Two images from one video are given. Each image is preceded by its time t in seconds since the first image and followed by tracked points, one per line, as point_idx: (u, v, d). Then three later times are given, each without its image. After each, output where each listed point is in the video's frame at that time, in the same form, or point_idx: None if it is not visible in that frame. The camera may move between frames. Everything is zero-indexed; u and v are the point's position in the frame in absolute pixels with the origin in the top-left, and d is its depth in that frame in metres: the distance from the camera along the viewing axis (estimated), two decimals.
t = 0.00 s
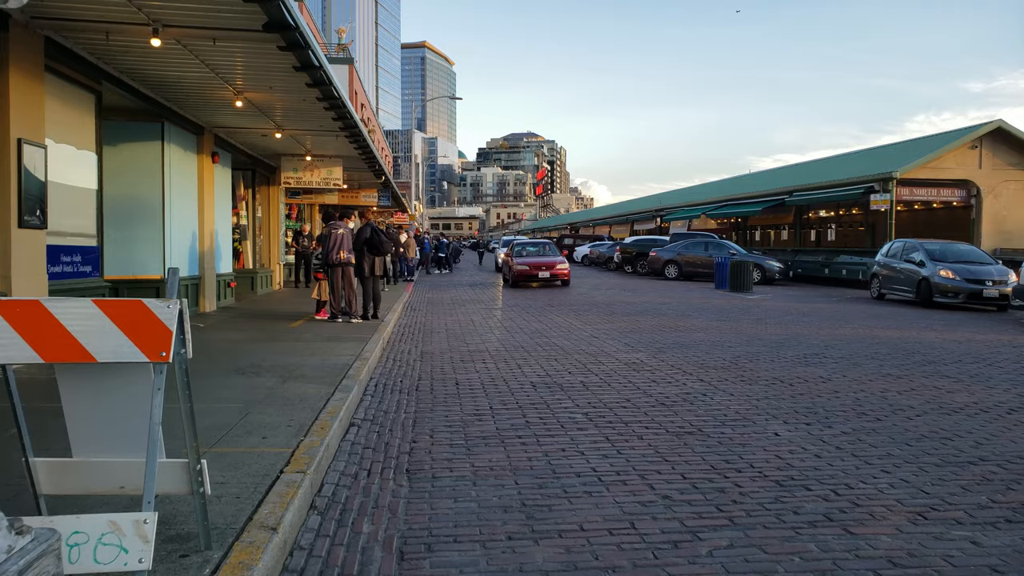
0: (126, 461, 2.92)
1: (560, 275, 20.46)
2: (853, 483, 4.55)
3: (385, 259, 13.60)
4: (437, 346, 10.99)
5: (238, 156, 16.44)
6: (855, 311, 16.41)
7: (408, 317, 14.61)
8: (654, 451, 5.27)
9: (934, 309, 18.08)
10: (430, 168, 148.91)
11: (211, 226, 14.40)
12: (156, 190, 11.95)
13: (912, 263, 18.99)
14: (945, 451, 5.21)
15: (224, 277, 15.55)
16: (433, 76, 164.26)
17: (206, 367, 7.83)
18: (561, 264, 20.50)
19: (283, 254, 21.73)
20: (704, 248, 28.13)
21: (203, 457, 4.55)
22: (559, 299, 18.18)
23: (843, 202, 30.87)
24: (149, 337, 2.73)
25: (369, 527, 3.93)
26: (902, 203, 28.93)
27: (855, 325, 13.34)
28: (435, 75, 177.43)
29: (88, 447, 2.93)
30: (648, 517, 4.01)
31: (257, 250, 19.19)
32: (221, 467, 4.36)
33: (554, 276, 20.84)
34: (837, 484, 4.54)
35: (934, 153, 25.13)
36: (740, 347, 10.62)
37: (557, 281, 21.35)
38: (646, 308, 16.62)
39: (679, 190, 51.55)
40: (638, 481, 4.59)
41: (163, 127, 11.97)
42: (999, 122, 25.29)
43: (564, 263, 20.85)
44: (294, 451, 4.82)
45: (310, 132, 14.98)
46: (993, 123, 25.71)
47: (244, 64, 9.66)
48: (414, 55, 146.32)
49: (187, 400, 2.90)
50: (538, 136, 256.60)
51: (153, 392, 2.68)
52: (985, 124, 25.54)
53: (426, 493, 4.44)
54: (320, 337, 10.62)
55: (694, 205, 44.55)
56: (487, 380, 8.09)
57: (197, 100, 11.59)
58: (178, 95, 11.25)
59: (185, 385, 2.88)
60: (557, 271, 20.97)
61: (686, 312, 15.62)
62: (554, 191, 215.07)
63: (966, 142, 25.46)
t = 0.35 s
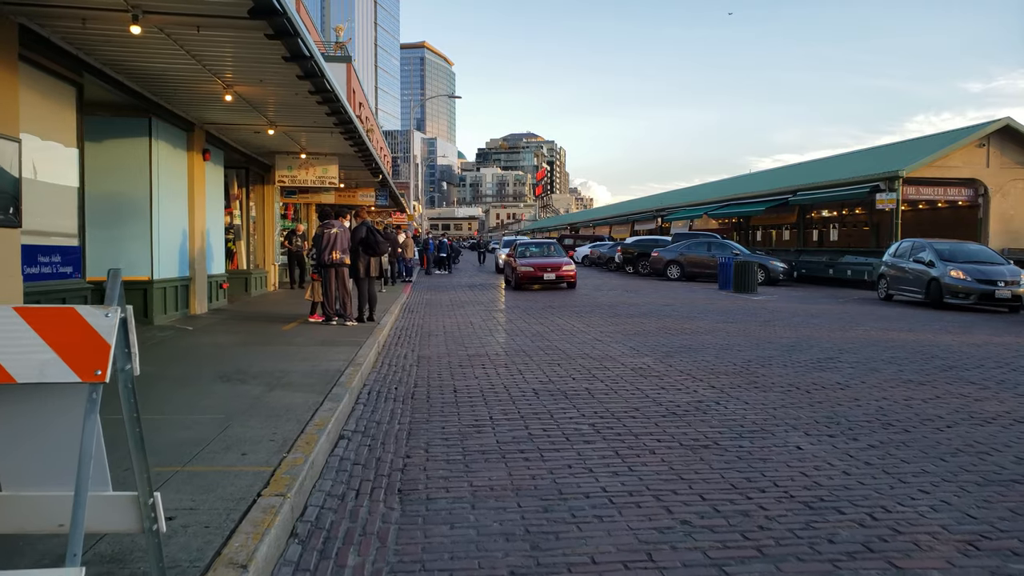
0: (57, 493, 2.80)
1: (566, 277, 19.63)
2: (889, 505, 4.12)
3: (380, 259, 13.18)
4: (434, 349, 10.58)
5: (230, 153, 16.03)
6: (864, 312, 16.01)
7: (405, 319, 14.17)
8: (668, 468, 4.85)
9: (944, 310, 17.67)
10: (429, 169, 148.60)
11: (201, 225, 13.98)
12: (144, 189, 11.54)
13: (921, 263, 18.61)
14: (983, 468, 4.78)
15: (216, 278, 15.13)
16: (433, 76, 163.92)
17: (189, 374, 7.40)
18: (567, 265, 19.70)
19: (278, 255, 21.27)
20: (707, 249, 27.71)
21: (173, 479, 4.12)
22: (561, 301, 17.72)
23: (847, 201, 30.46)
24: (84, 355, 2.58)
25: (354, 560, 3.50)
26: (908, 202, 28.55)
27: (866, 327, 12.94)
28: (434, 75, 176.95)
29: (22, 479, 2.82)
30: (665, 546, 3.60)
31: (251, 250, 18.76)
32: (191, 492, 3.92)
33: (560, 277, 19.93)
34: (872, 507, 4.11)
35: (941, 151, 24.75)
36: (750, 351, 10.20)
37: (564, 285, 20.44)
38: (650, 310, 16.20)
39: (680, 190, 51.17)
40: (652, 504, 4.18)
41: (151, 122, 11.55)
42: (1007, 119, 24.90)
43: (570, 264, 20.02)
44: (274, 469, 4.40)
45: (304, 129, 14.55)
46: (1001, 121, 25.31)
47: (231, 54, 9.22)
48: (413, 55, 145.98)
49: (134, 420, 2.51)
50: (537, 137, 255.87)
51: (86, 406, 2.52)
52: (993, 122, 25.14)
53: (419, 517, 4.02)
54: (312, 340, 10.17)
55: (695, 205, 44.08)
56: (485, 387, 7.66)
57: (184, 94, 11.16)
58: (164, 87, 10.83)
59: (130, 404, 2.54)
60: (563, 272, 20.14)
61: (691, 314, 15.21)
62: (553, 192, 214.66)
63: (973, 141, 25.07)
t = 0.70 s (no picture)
0: None
1: (574, 280, 18.93)
2: (935, 538, 3.72)
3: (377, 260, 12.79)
4: (434, 354, 10.20)
5: (224, 151, 15.66)
6: (874, 316, 15.63)
7: (402, 323, 13.76)
8: (687, 492, 4.46)
9: (955, 313, 17.28)
10: (429, 169, 148.17)
11: (194, 225, 13.61)
12: (133, 189, 11.17)
13: (931, 265, 18.23)
14: None
15: (210, 279, 14.73)
16: (433, 75, 163.55)
17: (174, 383, 7.02)
18: (575, 267, 19.04)
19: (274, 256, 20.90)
20: (710, 250, 27.34)
21: (142, 507, 3.73)
22: (564, 303, 17.28)
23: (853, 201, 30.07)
24: None
25: None
26: (914, 203, 28.19)
27: (878, 331, 12.59)
28: (434, 74, 176.44)
29: None
30: None
31: (247, 250, 18.38)
32: (161, 525, 3.53)
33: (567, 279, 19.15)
34: (917, 540, 3.71)
35: (949, 150, 24.41)
36: (762, 357, 9.83)
37: (571, 286, 19.72)
38: (654, 312, 15.83)
39: (681, 190, 50.81)
40: (674, 536, 3.79)
41: (140, 120, 11.18)
42: (1015, 119, 24.56)
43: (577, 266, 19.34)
44: (258, 494, 4.02)
45: (299, 126, 14.18)
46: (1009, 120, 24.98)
47: (221, 46, 8.85)
48: (413, 55, 145.65)
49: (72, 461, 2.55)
50: (537, 137, 255.50)
51: (5, 453, 2.43)
52: (1001, 121, 24.80)
53: (417, 551, 3.63)
54: (305, 346, 9.74)
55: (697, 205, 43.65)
56: (487, 397, 7.27)
57: (174, 89, 10.79)
58: (152, 81, 10.45)
59: (65, 441, 2.56)
60: (570, 274, 19.44)
61: (697, 317, 14.83)
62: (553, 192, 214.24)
63: (981, 140, 24.73)
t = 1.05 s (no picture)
0: None
1: (583, 283, 18.24)
2: None
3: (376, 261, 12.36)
4: (436, 360, 9.78)
5: (219, 148, 15.25)
6: (886, 318, 15.25)
7: (403, 326, 13.34)
8: (718, 520, 4.05)
9: (969, 315, 16.89)
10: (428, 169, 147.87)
11: (188, 226, 13.19)
12: (123, 187, 10.78)
13: (943, 266, 17.84)
14: None
15: (204, 281, 14.32)
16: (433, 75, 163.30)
17: (161, 393, 6.61)
18: (584, 270, 18.38)
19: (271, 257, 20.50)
20: (714, 250, 26.97)
21: (113, 542, 3.32)
22: (569, 306, 16.85)
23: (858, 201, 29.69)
24: None
25: None
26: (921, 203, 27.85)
27: (894, 335, 12.21)
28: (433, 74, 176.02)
29: None
30: None
31: (243, 251, 17.97)
32: (132, 564, 3.12)
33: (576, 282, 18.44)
34: None
35: (959, 149, 24.06)
36: (778, 363, 9.43)
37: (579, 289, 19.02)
38: (661, 315, 15.43)
39: (683, 190, 50.48)
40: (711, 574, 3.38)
41: (130, 116, 10.81)
42: None
43: (587, 268, 18.63)
44: (245, 524, 3.60)
45: (296, 123, 13.76)
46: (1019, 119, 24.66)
47: (212, 36, 8.43)
48: (412, 55, 145.36)
49: None
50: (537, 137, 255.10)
51: None
52: (1010, 120, 24.47)
53: None
54: (302, 351, 9.32)
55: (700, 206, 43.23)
56: (493, 407, 6.86)
57: (165, 83, 10.37)
58: (142, 75, 10.05)
59: None
60: (579, 276, 18.74)
61: (706, 320, 14.44)
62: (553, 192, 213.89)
63: (990, 139, 24.40)
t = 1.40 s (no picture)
0: None
1: (594, 286, 17.32)
2: None
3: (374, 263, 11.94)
4: (436, 366, 9.36)
5: (212, 146, 14.83)
6: (898, 320, 14.85)
7: (401, 330, 12.92)
8: (752, 552, 3.64)
9: (982, 317, 16.47)
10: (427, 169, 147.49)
11: (180, 225, 12.76)
12: (110, 186, 10.35)
13: (954, 267, 17.42)
14: None
15: (197, 283, 13.89)
16: (432, 75, 162.98)
17: (143, 404, 6.18)
18: (594, 272, 17.51)
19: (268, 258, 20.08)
20: (718, 250, 26.56)
21: None
22: (573, 308, 16.38)
23: (864, 201, 29.25)
24: None
25: None
26: (928, 202, 27.47)
27: (910, 338, 11.79)
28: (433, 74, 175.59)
29: None
30: None
31: (238, 251, 17.55)
32: None
33: (586, 286, 17.53)
34: None
35: (967, 148, 23.70)
36: (795, 368, 9.01)
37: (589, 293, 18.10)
38: (667, 317, 15.03)
39: (685, 190, 50.10)
40: None
41: (117, 111, 10.37)
42: None
43: (598, 271, 17.70)
44: (222, 561, 3.19)
45: (291, 120, 13.32)
46: None
47: (199, 25, 8.01)
48: (411, 55, 145.25)
49: None
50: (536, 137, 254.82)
51: None
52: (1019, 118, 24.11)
53: None
54: (296, 358, 8.86)
55: (702, 205, 42.76)
56: (497, 419, 6.43)
57: (153, 76, 9.94)
58: (129, 68, 9.63)
59: None
60: (590, 279, 17.83)
61: (713, 322, 14.03)
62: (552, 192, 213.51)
63: (999, 138, 24.05)
